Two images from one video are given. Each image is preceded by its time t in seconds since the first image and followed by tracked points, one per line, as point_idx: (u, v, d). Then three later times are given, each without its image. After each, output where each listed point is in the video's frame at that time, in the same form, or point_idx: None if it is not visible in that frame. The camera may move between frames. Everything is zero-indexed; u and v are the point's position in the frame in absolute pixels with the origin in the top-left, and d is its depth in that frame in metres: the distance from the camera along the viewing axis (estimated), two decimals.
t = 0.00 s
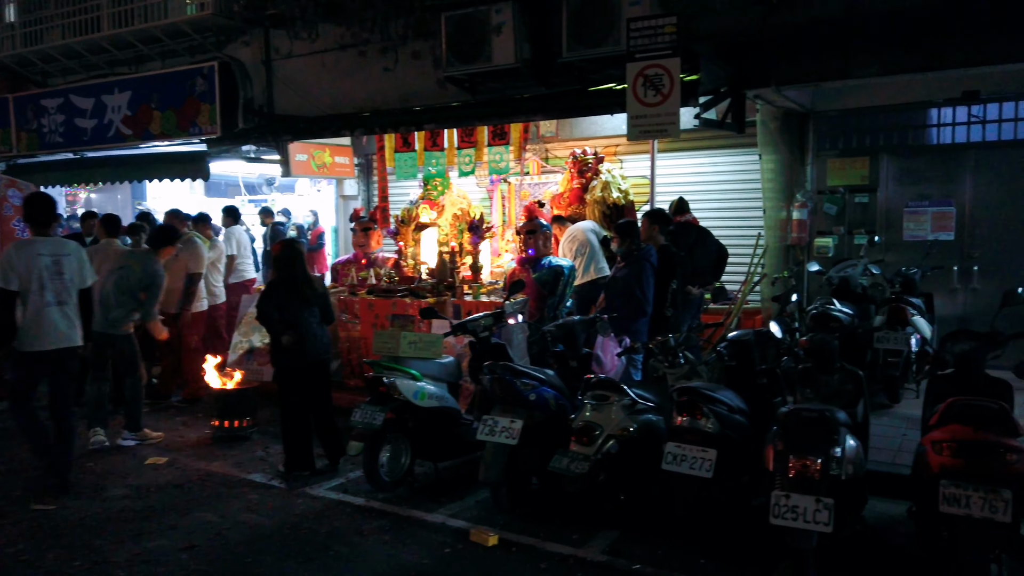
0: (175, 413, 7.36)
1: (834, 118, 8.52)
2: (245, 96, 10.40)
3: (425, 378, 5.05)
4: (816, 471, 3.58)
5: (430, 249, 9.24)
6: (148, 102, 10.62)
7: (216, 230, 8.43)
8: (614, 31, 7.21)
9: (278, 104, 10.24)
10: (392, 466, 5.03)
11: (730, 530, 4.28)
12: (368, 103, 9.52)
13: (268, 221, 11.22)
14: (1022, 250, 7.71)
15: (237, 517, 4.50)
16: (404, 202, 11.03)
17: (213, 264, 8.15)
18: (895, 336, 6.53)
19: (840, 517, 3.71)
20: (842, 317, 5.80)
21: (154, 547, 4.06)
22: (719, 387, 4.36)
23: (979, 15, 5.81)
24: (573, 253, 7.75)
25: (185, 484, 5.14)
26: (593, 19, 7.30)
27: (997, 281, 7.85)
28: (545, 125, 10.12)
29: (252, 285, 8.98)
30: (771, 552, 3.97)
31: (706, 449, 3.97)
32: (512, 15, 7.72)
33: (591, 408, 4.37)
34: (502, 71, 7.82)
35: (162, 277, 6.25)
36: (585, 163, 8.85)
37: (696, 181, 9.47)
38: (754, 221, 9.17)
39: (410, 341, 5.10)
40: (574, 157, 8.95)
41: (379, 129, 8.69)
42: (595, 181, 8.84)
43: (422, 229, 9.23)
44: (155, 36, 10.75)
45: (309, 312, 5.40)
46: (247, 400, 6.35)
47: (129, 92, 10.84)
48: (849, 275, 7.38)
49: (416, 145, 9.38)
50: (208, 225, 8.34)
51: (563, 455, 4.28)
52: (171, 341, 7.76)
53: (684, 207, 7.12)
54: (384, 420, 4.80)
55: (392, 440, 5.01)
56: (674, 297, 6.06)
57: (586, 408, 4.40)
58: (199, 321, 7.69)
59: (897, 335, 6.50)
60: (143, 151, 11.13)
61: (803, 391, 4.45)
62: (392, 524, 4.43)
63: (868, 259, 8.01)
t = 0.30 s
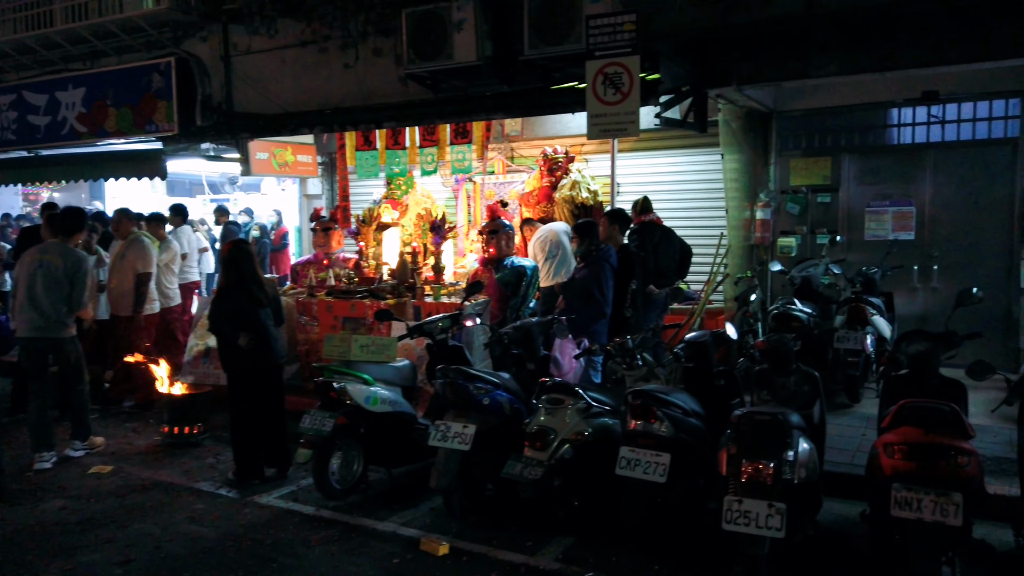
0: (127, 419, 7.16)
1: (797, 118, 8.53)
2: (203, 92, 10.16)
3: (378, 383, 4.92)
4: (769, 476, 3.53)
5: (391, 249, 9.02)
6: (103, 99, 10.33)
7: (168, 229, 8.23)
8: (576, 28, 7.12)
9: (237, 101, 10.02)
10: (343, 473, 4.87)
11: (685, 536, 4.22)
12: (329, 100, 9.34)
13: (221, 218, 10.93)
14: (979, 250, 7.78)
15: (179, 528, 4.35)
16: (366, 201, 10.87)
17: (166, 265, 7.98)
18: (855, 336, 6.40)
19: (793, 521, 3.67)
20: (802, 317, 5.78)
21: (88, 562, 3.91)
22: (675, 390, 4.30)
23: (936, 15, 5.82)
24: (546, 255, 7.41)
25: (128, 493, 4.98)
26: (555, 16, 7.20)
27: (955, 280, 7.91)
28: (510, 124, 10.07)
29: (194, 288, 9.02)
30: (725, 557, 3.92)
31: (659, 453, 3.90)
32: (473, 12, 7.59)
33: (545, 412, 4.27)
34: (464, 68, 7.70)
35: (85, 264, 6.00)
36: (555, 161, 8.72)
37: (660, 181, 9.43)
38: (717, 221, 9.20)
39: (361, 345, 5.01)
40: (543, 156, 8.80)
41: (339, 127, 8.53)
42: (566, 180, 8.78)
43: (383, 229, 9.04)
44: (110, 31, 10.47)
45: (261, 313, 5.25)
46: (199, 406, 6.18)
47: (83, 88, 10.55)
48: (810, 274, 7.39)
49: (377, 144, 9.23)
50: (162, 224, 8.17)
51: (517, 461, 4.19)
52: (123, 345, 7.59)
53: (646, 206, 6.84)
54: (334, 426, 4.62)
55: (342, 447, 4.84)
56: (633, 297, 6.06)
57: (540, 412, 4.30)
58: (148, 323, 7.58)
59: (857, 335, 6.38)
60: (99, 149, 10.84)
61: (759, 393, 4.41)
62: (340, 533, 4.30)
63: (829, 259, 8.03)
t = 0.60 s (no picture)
0: (73, 427, 6.90)
1: (761, 118, 8.54)
2: (157, 89, 9.86)
3: (331, 388, 4.78)
4: (728, 482, 3.45)
5: (352, 249, 8.74)
6: (53, 95, 9.92)
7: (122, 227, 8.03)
8: (538, 26, 7.01)
9: (193, 97, 9.75)
10: (295, 483, 4.70)
11: (645, 543, 4.15)
12: (287, 98, 9.13)
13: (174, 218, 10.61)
14: (938, 250, 7.84)
15: (119, 543, 4.17)
16: (327, 201, 10.66)
17: (116, 266, 7.71)
18: (816, 336, 6.32)
19: (751, 527, 3.62)
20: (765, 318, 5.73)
21: None
22: (634, 393, 4.22)
23: (896, 17, 5.83)
24: (503, 259, 7.39)
25: (68, 506, 4.76)
26: (517, 13, 7.09)
27: (915, 281, 7.97)
28: (474, 123, 9.99)
29: (136, 292, 8.81)
30: (684, 565, 3.85)
31: (617, 458, 3.81)
32: (434, 9, 7.44)
33: (502, 417, 4.15)
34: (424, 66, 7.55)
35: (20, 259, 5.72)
36: (519, 160, 8.68)
37: (624, 181, 9.39)
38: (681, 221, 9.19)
39: (314, 350, 4.86)
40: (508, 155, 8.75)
41: (296, 124, 8.31)
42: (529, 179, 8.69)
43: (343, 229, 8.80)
44: (59, 24, 10.11)
45: (211, 315, 5.05)
46: (146, 413, 5.96)
47: (32, 84, 10.10)
48: (773, 275, 7.39)
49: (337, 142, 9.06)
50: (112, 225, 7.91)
51: (473, 468, 4.07)
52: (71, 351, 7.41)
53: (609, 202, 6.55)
54: (284, 433, 4.46)
55: (293, 454, 4.67)
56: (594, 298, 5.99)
57: (498, 417, 4.18)
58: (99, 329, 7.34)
59: (817, 336, 6.30)
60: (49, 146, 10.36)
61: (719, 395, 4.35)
62: (290, 545, 4.15)
63: (791, 259, 8.03)
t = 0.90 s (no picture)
0: (12, 437, 6.53)
1: (727, 117, 8.45)
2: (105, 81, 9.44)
3: (283, 396, 4.53)
4: (700, 493, 3.29)
5: (310, 248, 8.56)
6: None
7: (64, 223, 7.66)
8: (502, 19, 6.79)
9: (143, 90, 9.34)
10: (245, 496, 4.42)
11: (614, 557, 3.99)
12: (243, 92, 8.79)
13: (118, 217, 10.27)
14: (904, 251, 7.82)
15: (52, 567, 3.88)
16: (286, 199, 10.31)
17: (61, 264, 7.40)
18: (787, 337, 6.21)
19: (724, 540, 3.47)
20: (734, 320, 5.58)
21: None
22: (601, 400, 4.04)
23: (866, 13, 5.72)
24: (467, 258, 6.97)
25: None
26: (481, 5, 6.85)
27: (881, 281, 7.94)
28: (437, 120, 9.79)
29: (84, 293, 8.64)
30: None
31: (585, 469, 3.63)
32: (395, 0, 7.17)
33: (465, 425, 3.95)
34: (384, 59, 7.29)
35: None
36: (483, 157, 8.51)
37: (590, 179, 9.23)
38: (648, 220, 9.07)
39: (264, 355, 4.69)
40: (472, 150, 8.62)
41: (251, 119, 7.98)
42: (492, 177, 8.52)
43: (301, 228, 8.55)
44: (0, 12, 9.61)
45: (155, 317, 4.76)
46: (89, 423, 5.64)
47: None
48: (740, 275, 7.31)
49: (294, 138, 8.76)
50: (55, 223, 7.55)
51: (433, 480, 3.86)
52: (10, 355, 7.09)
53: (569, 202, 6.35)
54: (232, 445, 4.20)
55: (242, 467, 4.38)
56: (560, 299, 5.79)
57: (460, 425, 3.98)
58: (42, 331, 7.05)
59: (788, 337, 6.19)
60: None
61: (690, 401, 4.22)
62: (237, 565, 3.91)
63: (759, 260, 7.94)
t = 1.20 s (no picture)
0: None
1: (697, 115, 8.32)
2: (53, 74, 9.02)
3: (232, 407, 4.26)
4: (672, 508, 3.10)
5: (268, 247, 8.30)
6: None
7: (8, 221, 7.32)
8: (467, 12, 6.54)
9: (93, 83, 8.94)
10: (191, 515, 4.13)
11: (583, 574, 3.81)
12: (198, 86, 8.45)
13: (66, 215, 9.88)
14: (873, 251, 7.76)
15: None
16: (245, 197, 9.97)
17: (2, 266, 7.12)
18: (757, 339, 6.13)
19: (698, 558, 3.29)
20: (706, 321, 5.43)
21: None
22: (570, 409, 3.85)
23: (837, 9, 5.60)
24: (435, 257, 6.90)
25: None
26: None
27: (851, 281, 7.87)
28: (403, 116, 9.57)
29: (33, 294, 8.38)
30: None
31: (553, 483, 3.42)
32: None
33: (426, 437, 3.72)
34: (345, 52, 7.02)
35: None
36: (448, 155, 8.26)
37: (558, 178, 9.06)
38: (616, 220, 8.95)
39: (210, 362, 4.43)
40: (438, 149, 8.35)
41: (205, 113, 7.65)
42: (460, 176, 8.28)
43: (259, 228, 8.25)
44: None
45: (96, 322, 4.48)
46: (27, 435, 5.31)
47: None
48: (710, 276, 7.19)
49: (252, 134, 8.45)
50: None
51: (391, 496, 3.61)
52: None
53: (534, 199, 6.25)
54: (176, 460, 3.91)
55: (188, 482, 4.09)
56: (529, 302, 5.59)
57: (420, 437, 3.74)
58: None
59: (759, 339, 6.11)
60: None
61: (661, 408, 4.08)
62: None
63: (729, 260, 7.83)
